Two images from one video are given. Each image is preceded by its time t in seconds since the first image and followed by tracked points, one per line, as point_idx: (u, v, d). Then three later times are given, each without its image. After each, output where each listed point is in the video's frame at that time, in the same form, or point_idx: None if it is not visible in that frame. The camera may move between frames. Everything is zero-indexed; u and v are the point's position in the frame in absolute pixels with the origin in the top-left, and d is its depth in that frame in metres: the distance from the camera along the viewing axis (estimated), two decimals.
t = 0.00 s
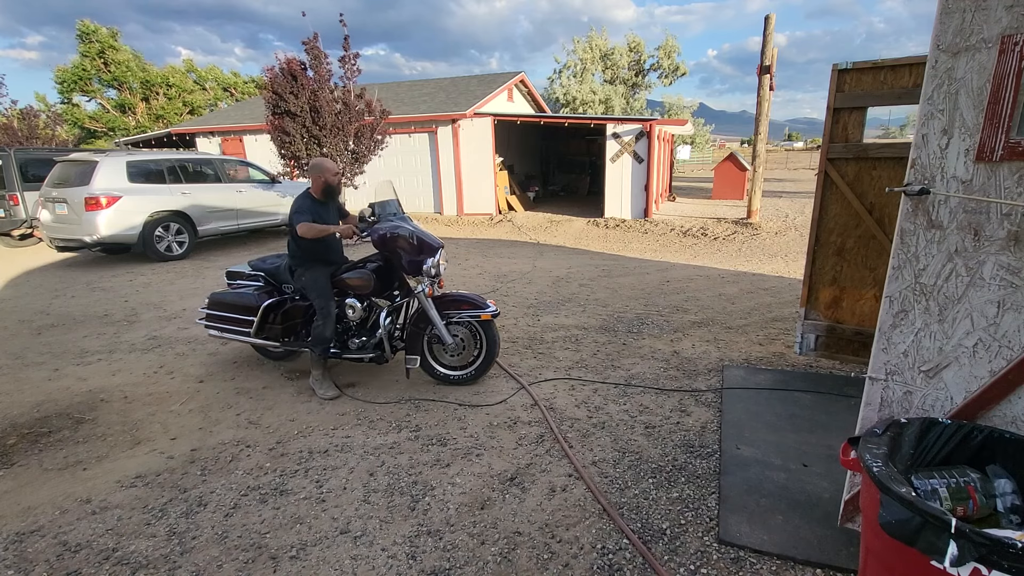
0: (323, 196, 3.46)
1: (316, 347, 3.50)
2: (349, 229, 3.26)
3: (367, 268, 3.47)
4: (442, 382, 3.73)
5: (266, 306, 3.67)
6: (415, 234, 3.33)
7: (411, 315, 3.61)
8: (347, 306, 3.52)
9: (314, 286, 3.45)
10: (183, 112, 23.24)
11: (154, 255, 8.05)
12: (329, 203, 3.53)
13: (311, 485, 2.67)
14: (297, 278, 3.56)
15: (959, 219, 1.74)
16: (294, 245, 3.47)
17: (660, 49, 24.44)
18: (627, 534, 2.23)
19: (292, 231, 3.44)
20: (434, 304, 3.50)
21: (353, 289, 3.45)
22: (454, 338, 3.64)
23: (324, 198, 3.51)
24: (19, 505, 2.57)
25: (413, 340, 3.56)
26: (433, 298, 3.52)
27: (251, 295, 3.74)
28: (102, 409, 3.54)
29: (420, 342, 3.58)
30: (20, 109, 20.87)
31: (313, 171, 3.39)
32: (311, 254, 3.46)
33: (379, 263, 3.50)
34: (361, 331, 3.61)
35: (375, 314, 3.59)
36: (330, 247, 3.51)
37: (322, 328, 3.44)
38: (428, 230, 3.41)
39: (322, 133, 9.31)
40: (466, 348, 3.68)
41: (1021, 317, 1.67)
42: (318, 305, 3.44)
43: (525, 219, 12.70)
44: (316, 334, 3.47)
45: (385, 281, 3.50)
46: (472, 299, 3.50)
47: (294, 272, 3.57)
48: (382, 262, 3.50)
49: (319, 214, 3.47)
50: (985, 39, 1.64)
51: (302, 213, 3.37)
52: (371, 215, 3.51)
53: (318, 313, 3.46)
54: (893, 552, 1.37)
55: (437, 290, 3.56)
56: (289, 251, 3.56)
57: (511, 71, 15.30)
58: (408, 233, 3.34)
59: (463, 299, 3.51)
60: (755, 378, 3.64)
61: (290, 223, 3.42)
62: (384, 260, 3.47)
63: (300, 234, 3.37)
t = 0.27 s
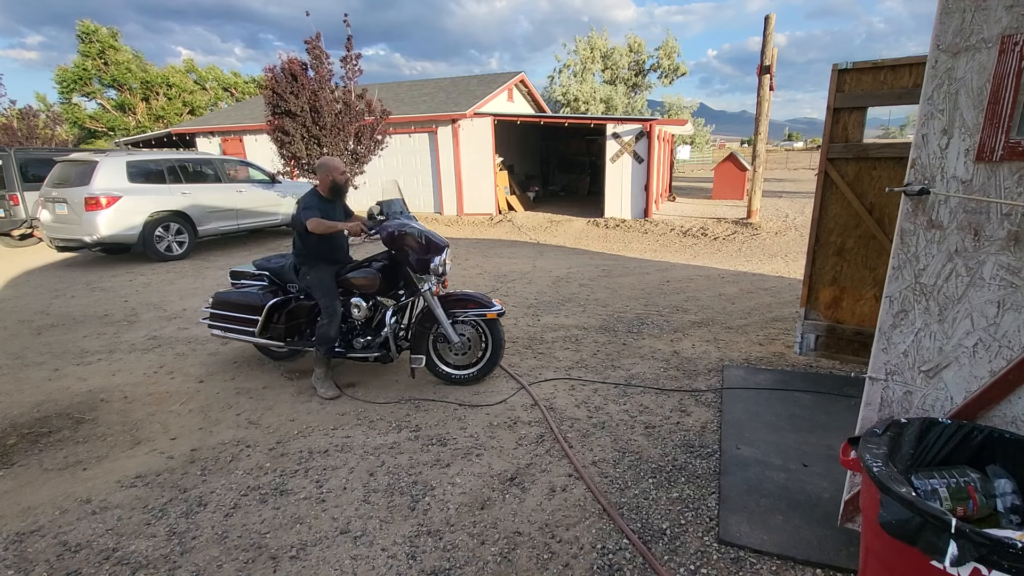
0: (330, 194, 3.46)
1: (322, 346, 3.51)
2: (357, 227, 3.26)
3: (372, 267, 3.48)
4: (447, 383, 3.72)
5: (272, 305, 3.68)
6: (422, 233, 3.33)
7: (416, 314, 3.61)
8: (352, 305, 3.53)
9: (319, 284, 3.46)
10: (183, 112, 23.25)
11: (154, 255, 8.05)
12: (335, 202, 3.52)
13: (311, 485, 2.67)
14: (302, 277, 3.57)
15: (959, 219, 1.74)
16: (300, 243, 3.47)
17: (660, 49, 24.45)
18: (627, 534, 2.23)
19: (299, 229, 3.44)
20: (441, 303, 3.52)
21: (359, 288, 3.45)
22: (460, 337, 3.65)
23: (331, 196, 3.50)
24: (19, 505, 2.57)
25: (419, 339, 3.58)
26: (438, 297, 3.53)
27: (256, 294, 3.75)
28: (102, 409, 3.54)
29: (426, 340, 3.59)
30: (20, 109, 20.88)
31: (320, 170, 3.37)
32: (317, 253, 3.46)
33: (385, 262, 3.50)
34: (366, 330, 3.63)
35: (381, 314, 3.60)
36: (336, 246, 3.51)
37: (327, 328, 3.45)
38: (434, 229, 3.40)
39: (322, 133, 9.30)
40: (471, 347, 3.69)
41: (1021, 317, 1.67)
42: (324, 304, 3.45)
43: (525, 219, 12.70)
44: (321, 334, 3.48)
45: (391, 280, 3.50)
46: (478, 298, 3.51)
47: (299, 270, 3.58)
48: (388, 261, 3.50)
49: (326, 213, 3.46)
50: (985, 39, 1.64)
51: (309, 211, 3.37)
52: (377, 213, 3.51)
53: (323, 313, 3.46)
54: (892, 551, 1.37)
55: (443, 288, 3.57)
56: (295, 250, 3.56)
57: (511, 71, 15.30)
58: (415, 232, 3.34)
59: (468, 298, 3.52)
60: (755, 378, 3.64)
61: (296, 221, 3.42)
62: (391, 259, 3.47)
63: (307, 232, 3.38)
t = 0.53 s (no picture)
0: (340, 193, 3.47)
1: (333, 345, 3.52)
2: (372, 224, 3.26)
3: (383, 266, 3.48)
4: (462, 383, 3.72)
5: (283, 305, 3.68)
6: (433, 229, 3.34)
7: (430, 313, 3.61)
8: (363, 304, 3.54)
9: (330, 283, 3.48)
10: (183, 112, 23.26)
11: (154, 255, 8.05)
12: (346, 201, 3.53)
13: (311, 484, 2.67)
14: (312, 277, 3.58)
15: (959, 219, 1.74)
16: (310, 242, 3.47)
17: (660, 49, 24.46)
18: (628, 534, 2.23)
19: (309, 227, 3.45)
20: (454, 301, 3.52)
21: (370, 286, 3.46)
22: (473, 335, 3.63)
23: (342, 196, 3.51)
24: (19, 505, 2.57)
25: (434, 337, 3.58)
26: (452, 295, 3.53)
27: (267, 295, 3.74)
28: (102, 409, 3.54)
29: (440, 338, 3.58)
30: (20, 109, 20.88)
31: (332, 170, 3.41)
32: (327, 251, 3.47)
33: (397, 260, 3.51)
34: (378, 330, 3.63)
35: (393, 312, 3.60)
36: (345, 245, 3.52)
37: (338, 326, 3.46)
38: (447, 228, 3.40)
39: (323, 133, 9.30)
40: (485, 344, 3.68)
41: (1021, 317, 1.67)
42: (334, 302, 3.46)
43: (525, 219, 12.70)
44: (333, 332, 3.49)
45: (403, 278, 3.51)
46: (491, 296, 3.49)
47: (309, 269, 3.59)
48: (398, 260, 3.51)
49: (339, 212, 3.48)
50: (985, 39, 1.64)
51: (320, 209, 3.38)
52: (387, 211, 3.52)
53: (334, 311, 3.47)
54: (893, 551, 1.37)
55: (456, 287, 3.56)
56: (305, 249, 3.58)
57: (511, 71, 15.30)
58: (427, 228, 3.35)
59: (481, 295, 3.51)
60: (755, 378, 3.64)
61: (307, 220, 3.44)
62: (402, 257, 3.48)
63: (317, 231, 3.39)
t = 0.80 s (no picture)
0: (369, 192, 3.46)
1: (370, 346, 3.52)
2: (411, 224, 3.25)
3: (418, 266, 3.49)
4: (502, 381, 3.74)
5: (314, 307, 3.65)
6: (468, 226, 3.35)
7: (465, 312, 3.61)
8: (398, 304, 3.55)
9: (363, 284, 3.48)
10: (183, 112, 23.27)
11: (154, 255, 8.05)
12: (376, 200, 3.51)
13: (311, 485, 2.67)
14: (345, 278, 3.57)
15: (959, 219, 1.74)
16: (342, 243, 3.47)
17: (660, 49, 24.46)
18: (627, 534, 2.23)
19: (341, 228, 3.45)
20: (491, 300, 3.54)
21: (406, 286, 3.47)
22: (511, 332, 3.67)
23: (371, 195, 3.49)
24: (19, 505, 2.57)
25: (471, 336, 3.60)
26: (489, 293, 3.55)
27: (297, 298, 3.67)
28: (102, 409, 3.54)
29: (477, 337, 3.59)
30: (19, 109, 20.87)
31: (359, 168, 3.37)
32: (360, 251, 3.47)
33: (431, 259, 3.53)
34: (412, 330, 3.63)
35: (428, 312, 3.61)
36: (378, 245, 3.52)
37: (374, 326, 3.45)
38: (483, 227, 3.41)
39: (322, 133, 9.29)
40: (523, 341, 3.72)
41: (1021, 317, 1.67)
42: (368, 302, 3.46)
43: (525, 219, 12.70)
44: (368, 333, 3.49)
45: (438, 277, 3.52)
46: (529, 294, 3.53)
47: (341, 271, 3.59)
48: (433, 260, 3.51)
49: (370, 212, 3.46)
50: (985, 39, 1.64)
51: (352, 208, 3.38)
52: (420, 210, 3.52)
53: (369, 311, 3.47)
54: (893, 552, 1.37)
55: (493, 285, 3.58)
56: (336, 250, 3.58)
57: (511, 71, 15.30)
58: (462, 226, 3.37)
59: (517, 294, 3.53)
60: (755, 378, 3.64)
61: (339, 220, 3.44)
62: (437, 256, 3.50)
63: (351, 232, 3.39)
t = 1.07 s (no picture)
0: (413, 193, 3.49)
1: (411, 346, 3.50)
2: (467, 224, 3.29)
3: (461, 266, 3.51)
4: (521, 382, 3.75)
5: (354, 308, 3.63)
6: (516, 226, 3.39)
7: (506, 312, 3.63)
8: (440, 304, 3.54)
9: (407, 283, 3.47)
10: (183, 113, 23.27)
11: (154, 255, 8.05)
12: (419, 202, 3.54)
13: (311, 485, 2.67)
14: (386, 278, 3.55)
15: (959, 219, 1.74)
16: (387, 242, 3.47)
17: (660, 49, 24.47)
18: (627, 534, 2.23)
19: (387, 227, 3.45)
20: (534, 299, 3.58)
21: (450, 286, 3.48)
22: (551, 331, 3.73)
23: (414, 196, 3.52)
24: (18, 505, 2.57)
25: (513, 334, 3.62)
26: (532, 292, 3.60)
27: (336, 300, 3.65)
28: (102, 409, 3.54)
29: (518, 337, 3.59)
30: (19, 109, 20.87)
31: (406, 169, 3.41)
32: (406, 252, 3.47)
33: (474, 259, 3.55)
34: (452, 331, 3.63)
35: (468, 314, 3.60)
36: (422, 246, 3.53)
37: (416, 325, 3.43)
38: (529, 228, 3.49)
39: (322, 133, 9.28)
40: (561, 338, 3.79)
41: (1021, 317, 1.67)
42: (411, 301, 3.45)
43: (525, 219, 12.71)
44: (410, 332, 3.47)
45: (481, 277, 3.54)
46: (569, 292, 3.59)
47: (383, 271, 3.58)
48: (477, 260, 3.54)
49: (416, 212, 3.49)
50: (985, 39, 1.64)
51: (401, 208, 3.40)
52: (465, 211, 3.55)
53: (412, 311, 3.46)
54: (893, 553, 1.37)
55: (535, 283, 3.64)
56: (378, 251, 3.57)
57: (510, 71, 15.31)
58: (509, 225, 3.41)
59: (559, 291, 3.60)
60: (755, 377, 3.64)
61: (385, 219, 3.45)
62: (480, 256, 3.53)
63: (399, 230, 3.39)
